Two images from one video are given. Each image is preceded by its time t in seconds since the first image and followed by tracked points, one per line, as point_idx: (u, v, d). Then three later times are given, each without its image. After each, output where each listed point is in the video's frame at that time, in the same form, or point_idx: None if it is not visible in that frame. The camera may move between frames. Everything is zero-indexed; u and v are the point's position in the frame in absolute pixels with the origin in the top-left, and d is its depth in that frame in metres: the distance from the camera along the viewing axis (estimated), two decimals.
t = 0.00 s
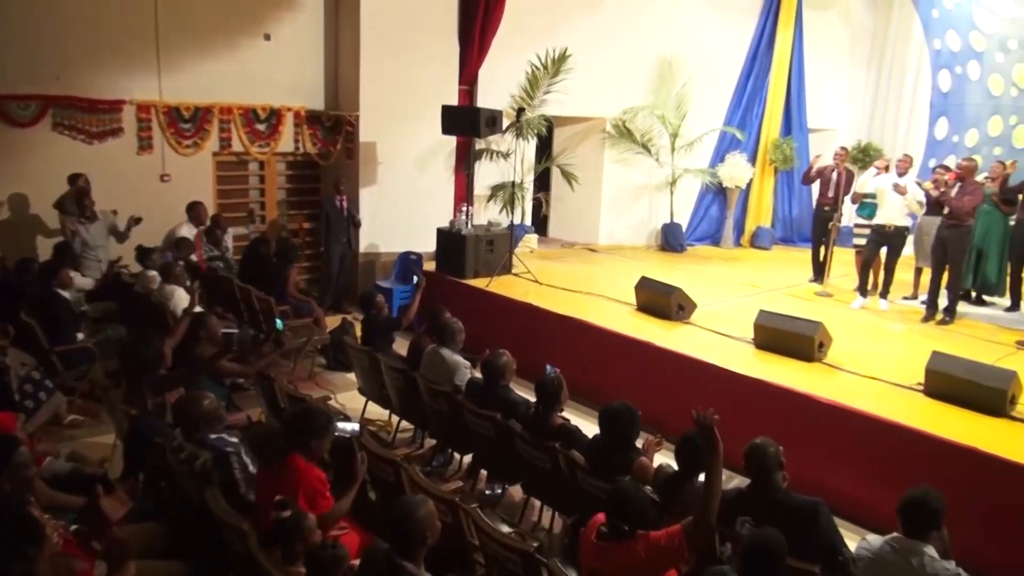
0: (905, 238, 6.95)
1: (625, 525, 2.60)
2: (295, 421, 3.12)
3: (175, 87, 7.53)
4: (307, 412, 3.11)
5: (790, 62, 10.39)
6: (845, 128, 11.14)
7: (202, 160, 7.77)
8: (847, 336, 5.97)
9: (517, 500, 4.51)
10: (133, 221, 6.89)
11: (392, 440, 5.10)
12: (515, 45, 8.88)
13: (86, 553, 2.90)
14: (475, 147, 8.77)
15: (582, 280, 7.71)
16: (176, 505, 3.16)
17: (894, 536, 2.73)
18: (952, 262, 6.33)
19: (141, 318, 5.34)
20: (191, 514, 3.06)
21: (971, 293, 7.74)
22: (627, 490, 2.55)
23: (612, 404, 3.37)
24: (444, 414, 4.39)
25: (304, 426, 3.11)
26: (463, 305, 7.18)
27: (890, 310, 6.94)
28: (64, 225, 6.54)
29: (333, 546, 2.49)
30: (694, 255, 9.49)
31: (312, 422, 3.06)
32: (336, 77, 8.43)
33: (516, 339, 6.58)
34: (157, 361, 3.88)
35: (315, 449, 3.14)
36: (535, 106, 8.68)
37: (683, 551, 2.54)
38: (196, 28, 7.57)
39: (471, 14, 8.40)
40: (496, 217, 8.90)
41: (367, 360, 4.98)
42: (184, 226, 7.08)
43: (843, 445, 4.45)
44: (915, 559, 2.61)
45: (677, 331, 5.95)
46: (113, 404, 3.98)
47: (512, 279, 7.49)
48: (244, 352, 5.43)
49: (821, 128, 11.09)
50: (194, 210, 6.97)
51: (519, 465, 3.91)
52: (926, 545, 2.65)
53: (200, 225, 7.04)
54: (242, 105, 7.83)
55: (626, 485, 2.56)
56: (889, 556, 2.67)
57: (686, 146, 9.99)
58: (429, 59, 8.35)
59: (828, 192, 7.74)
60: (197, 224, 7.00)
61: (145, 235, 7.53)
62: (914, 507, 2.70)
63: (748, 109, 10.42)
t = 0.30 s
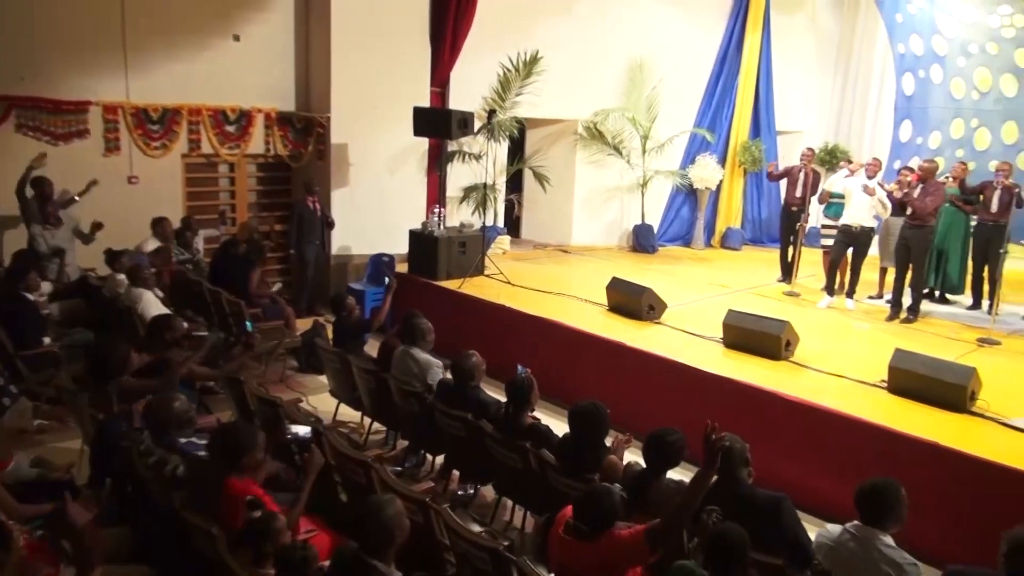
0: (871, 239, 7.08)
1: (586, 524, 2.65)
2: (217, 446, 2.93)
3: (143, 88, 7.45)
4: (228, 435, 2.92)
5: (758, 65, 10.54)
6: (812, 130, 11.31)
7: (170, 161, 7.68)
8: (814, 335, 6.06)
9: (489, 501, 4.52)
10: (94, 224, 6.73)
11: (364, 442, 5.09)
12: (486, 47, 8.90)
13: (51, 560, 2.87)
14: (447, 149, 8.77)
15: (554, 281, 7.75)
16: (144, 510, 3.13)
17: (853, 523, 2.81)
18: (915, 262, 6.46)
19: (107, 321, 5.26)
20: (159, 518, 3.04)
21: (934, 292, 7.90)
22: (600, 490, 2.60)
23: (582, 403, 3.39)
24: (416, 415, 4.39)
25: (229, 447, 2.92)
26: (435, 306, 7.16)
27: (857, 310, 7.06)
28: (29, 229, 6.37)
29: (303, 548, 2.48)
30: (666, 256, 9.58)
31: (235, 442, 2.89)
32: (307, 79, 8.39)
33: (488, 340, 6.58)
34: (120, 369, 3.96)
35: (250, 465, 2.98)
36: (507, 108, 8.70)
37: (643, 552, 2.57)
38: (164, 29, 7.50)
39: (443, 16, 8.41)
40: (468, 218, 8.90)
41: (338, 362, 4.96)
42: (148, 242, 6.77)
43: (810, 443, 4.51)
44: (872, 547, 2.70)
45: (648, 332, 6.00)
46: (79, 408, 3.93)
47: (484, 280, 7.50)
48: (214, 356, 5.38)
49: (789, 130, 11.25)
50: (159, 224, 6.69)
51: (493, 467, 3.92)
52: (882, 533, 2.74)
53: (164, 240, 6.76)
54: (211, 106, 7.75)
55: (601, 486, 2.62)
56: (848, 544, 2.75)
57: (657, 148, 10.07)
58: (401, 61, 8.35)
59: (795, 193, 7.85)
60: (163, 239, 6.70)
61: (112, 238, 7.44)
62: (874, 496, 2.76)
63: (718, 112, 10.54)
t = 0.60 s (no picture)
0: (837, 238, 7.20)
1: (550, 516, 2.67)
2: (138, 466, 2.91)
3: (110, 88, 7.36)
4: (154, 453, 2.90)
5: (727, 67, 10.66)
6: (779, 131, 11.47)
7: (138, 162, 7.61)
8: (781, 333, 6.15)
9: (460, 500, 4.54)
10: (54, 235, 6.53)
11: (335, 443, 5.07)
12: (457, 48, 8.91)
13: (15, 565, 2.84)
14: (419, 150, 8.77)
15: (526, 281, 7.78)
16: (110, 514, 3.09)
17: (817, 511, 2.88)
18: (879, 261, 6.59)
19: (71, 324, 5.16)
20: (120, 521, 2.99)
21: (898, 291, 8.05)
22: (561, 486, 2.64)
23: (551, 401, 3.42)
24: (387, 415, 4.39)
25: (147, 472, 2.90)
26: (407, 308, 7.15)
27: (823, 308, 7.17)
28: None
29: (271, 548, 2.48)
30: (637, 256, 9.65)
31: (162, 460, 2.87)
32: (277, 79, 8.35)
33: (460, 340, 6.59)
34: (89, 372, 3.82)
35: (184, 470, 2.97)
36: (478, 109, 8.71)
37: (609, 546, 2.60)
38: (131, 28, 7.42)
39: (413, 17, 8.41)
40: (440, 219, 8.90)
41: (309, 363, 4.95)
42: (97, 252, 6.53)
43: (776, 439, 4.58)
44: (833, 532, 2.77)
45: (618, 331, 6.05)
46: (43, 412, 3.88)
47: (456, 281, 7.50)
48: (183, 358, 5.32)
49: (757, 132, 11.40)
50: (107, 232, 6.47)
51: (464, 468, 3.93)
52: (841, 520, 2.81)
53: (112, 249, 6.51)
54: (179, 107, 7.60)
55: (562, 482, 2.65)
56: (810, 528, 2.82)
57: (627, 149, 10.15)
58: (372, 62, 8.33)
59: (762, 194, 7.95)
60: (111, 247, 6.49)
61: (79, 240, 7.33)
62: (835, 486, 2.83)
63: (688, 113, 10.65)
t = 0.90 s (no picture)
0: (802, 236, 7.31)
1: (512, 514, 2.72)
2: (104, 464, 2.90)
3: (73, 88, 7.25)
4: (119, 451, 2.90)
5: (694, 68, 10.78)
6: (747, 132, 11.62)
7: (102, 162, 7.51)
8: (748, 331, 6.24)
9: (430, 499, 4.55)
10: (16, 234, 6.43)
11: (304, 444, 5.06)
12: (427, 48, 8.89)
13: None
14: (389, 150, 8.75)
15: (496, 281, 7.80)
16: (72, 520, 3.03)
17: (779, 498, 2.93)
18: (842, 259, 6.70)
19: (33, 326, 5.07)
20: (83, 524, 2.95)
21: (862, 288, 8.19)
22: (518, 486, 2.68)
23: (519, 399, 3.44)
24: (356, 415, 4.38)
25: (116, 467, 2.89)
26: (377, 308, 7.14)
27: (789, 305, 7.28)
28: None
29: (236, 548, 2.47)
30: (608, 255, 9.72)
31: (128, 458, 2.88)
32: (245, 79, 8.29)
33: (431, 340, 6.60)
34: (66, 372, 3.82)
35: (153, 467, 2.97)
36: (448, 109, 8.71)
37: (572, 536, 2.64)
38: (95, 27, 7.32)
39: (382, 16, 8.38)
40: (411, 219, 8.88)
41: (277, 364, 4.93)
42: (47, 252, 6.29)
43: (742, 435, 4.64)
44: (799, 516, 2.82)
45: (588, 330, 6.09)
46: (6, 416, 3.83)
47: (426, 281, 7.50)
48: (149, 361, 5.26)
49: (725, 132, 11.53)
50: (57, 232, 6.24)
51: (433, 466, 3.94)
52: (804, 504, 2.87)
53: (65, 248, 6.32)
54: (145, 107, 7.47)
55: (518, 482, 2.69)
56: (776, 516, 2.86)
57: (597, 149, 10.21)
58: (340, 62, 8.30)
59: (730, 193, 8.05)
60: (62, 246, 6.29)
61: (43, 242, 7.22)
62: (797, 474, 2.88)
63: (657, 113, 10.74)
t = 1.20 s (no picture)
0: (768, 234, 7.42)
1: (475, 511, 2.73)
2: (75, 461, 2.88)
3: (34, 85, 7.12)
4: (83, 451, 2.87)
5: (662, 68, 10.87)
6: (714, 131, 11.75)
7: (65, 162, 7.40)
8: (715, 327, 6.31)
9: (400, 497, 4.56)
10: None
11: (272, 444, 5.03)
12: (396, 47, 8.86)
13: None
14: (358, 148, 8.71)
15: (466, 280, 7.81)
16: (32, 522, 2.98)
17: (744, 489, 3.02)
18: (807, 256, 6.82)
19: None
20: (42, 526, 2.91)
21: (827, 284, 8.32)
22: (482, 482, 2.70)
23: (486, 395, 3.46)
24: (324, 414, 4.37)
25: (86, 462, 2.88)
26: (347, 307, 7.11)
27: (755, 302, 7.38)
28: None
29: (201, 547, 2.46)
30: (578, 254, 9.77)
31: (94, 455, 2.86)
32: (211, 77, 8.21)
33: (400, 339, 6.59)
34: (36, 372, 3.82)
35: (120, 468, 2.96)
36: (417, 109, 8.70)
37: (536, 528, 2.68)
38: (57, 24, 7.21)
39: (350, 14, 8.34)
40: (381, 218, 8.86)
41: (245, 364, 4.90)
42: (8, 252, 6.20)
43: (708, 429, 4.70)
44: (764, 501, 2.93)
45: (557, 327, 6.13)
46: None
47: (396, 280, 7.48)
48: (113, 363, 5.20)
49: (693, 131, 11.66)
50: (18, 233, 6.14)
51: (401, 463, 3.95)
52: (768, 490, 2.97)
53: (27, 249, 6.21)
54: (109, 105, 7.41)
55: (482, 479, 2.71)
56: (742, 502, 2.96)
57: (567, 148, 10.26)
58: (307, 60, 8.26)
59: (697, 191, 8.13)
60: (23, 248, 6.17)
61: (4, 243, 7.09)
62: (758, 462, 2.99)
63: (625, 113, 10.83)
